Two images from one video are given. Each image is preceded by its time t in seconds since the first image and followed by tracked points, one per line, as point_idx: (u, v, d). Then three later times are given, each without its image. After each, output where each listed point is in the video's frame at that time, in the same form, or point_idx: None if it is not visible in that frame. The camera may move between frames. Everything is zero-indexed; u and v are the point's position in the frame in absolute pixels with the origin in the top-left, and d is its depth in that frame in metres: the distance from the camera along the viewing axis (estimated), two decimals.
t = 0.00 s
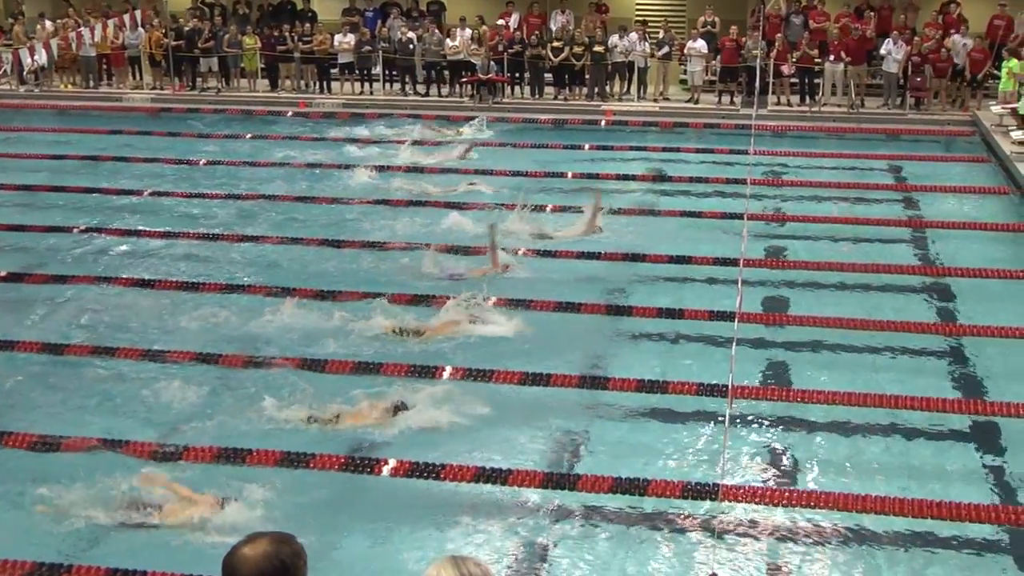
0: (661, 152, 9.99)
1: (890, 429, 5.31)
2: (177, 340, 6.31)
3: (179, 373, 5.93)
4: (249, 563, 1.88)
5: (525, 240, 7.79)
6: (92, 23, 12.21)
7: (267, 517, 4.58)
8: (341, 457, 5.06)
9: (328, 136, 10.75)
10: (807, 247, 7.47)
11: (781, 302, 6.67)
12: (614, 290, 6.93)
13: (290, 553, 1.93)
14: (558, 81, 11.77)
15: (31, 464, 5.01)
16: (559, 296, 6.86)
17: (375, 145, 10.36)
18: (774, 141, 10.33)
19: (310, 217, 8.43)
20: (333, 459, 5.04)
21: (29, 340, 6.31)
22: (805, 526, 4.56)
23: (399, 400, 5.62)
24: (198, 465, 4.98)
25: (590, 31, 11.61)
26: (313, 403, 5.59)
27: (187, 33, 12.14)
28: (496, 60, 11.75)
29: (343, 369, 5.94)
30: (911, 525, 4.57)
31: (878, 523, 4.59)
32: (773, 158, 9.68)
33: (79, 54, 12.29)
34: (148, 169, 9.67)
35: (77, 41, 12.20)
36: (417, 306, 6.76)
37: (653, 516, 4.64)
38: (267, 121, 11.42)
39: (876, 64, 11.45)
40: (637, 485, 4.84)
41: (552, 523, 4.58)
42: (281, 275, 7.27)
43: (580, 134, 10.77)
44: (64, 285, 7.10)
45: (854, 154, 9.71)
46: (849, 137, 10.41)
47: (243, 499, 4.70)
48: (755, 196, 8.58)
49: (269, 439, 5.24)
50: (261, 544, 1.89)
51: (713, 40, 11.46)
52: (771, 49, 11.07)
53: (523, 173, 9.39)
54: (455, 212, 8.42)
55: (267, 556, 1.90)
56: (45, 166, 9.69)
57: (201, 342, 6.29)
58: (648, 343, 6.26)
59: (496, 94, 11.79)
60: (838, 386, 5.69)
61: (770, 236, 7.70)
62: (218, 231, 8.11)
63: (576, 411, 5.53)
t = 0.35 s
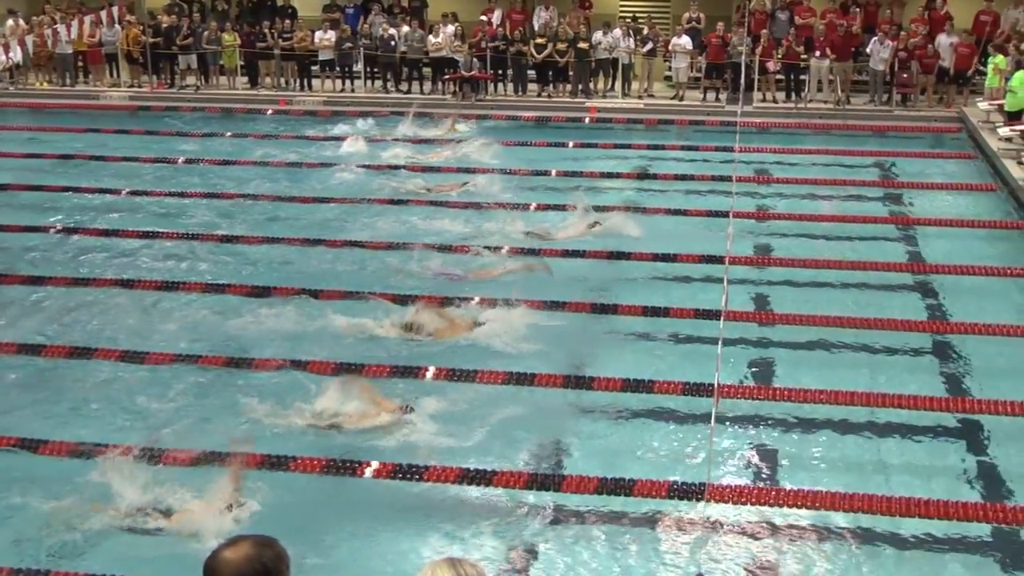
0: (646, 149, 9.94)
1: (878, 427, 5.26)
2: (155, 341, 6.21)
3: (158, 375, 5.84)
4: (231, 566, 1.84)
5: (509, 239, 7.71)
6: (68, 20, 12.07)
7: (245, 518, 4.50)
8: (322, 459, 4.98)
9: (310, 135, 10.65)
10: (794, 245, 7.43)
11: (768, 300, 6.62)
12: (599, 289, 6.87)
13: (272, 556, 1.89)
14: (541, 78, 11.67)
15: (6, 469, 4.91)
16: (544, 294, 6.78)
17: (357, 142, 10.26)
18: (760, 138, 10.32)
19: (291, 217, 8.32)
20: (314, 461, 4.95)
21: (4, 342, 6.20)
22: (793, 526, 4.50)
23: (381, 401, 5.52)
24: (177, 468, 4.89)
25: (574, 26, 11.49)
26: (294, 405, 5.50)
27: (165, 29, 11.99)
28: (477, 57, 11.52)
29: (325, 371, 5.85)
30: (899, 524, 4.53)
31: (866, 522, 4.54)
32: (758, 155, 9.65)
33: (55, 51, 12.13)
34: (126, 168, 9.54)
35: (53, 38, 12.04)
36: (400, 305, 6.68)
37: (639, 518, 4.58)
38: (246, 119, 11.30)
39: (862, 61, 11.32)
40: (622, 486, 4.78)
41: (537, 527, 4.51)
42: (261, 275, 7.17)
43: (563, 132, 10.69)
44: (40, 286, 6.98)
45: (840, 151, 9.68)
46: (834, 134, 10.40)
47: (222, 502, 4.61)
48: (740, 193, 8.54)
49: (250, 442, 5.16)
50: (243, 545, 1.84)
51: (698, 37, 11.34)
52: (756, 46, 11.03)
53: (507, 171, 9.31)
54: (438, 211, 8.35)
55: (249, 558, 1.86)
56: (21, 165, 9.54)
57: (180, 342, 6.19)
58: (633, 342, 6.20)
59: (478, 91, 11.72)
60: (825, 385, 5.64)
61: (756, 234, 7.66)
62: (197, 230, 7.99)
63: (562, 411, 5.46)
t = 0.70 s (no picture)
0: (633, 140, 9.89)
1: (868, 419, 5.22)
2: (137, 337, 6.12)
3: (140, 371, 5.75)
4: (216, 564, 1.80)
5: (496, 232, 7.64)
6: (46, 11, 11.91)
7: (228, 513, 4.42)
8: (307, 455, 4.91)
9: (293, 127, 10.54)
10: (783, 236, 7.38)
11: (757, 292, 6.57)
12: (587, 281, 6.81)
13: (257, 553, 1.84)
14: (527, 68, 11.59)
15: None
16: (531, 287, 6.71)
17: (341, 136, 10.16)
18: (748, 128, 10.28)
19: (274, 210, 8.22)
20: (298, 458, 4.88)
21: None
22: (783, 520, 4.46)
23: (368, 397, 5.45)
24: (161, 466, 4.83)
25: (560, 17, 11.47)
26: (279, 401, 5.42)
27: (145, 21, 11.82)
28: (462, 48, 11.47)
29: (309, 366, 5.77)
30: (889, 517, 4.49)
31: (856, 516, 4.49)
32: (745, 145, 9.61)
33: (33, 43, 11.97)
34: (106, 161, 9.42)
35: (31, 30, 11.88)
36: (385, 299, 6.60)
37: (628, 512, 4.53)
38: (228, 112, 11.17)
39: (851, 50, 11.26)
40: (611, 480, 4.73)
41: (526, 523, 4.45)
42: (244, 269, 7.09)
43: (549, 123, 10.63)
44: (19, 281, 6.88)
45: (827, 141, 9.65)
46: (823, 124, 10.36)
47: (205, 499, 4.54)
48: (728, 184, 8.50)
49: (234, 438, 5.09)
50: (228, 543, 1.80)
51: (685, 26, 11.31)
52: (743, 35, 11.02)
53: (493, 162, 9.24)
54: (424, 204, 8.27)
55: (234, 556, 1.81)
56: None
57: (162, 337, 6.11)
58: (622, 333, 6.15)
59: (463, 82, 11.63)
60: (816, 377, 5.59)
61: (744, 225, 7.61)
62: (179, 225, 7.89)
63: (553, 405, 5.40)
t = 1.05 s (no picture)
0: (617, 140, 9.84)
1: (854, 421, 5.18)
2: (114, 342, 6.03)
3: (116, 377, 5.66)
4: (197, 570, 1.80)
5: (479, 233, 7.57)
6: (20, 12, 11.73)
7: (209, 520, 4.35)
8: (287, 460, 4.83)
9: (273, 128, 10.42)
10: (768, 237, 7.34)
11: (742, 293, 6.53)
12: (572, 282, 6.74)
13: (239, 560, 1.85)
14: (509, 68, 11.52)
15: None
16: (514, 289, 6.64)
17: (322, 138, 10.06)
18: (733, 128, 10.26)
19: (254, 213, 8.12)
20: (279, 463, 4.80)
21: None
22: (768, 523, 4.41)
23: (347, 404, 5.37)
24: (141, 472, 4.77)
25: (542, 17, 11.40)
26: (258, 407, 5.34)
27: (121, 21, 11.68)
28: (443, 47, 11.43)
29: (290, 371, 5.68)
30: (875, 519, 4.44)
31: (843, 518, 4.45)
32: (730, 145, 9.58)
33: (8, 44, 11.79)
34: (83, 164, 9.28)
35: (4, 30, 11.69)
36: (367, 303, 6.52)
37: (612, 516, 4.48)
38: (206, 114, 11.04)
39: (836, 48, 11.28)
40: (595, 483, 4.67)
41: (511, 529, 4.39)
42: (223, 272, 6.99)
43: (531, 123, 10.56)
44: None
45: (811, 140, 9.63)
46: (808, 123, 10.33)
47: (184, 508, 4.46)
48: (712, 184, 8.46)
49: (215, 444, 5.02)
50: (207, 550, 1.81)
51: (669, 24, 11.24)
52: (728, 34, 10.94)
53: (475, 163, 9.16)
54: (405, 206, 8.19)
55: (215, 563, 1.82)
56: None
57: (140, 343, 6.01)
58: (608, 335, 6.09)
59: (445, 82, 11.54)
60: (802, 378, 5.55)
61: (729, 226, 7.57)
62: (156, 228, 7.79)
63: (537, 408, 5.33)
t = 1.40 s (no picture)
0: (594, 136, 9.79)
1: (832, 417, 5.15)
2: (83, 342, 5.93)
3: (86, 378, 5.57)
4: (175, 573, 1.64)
5: (454, 230, 7.50)
6: None
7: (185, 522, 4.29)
8: (261, 462, 4.76)
9: (246, 125, 10.31)
10: (746, 233, 7.30)
11: (720, 289, 6.49)
12: (550, 280, 6.66)
13: (215, 563, 1.69)
14: (484, 63, 11.43)
15: None
16: (491, 287, 6.56)
17: (295, 134, 9.95)
18: (711, 124, 10.23)
19: (225, 211, 8.00)
20: (253, 465, 4.74)
21: None
22: (746, 521, 4.37)
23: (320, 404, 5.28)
24: (112, 474, 4.71)
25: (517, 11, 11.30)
26: (231, 407, 5.27)
27: (89, 16, 11.49)
28: (418, 42, 11.30)
29: (263, 371, 5.59)
30: (854, 516, 4.41)
31: (822, 516, 4.41)
32: (707, 140, 9.55)
33: None
34: (50, 161, 9.13)
35: None
36: (341, 301, 6.43)
37: (590, 516, 4.42)
38: (177, 110, 10.90)
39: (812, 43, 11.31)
40: (573, 483, 4.61)
41: (488, 531, 4.32)
42: (195, 271, 6.89)
43: (507, 119, 10.47)
44: None
45: (788, 135, 9.61)
46: (785, 118, 10.32)
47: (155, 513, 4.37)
48: (690, 179, 8.43)
49: (187, 445, 4.95)
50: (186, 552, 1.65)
51: (645, 19, 11.25)
52: (705, 28, 10.82)
53: (450, 160, 9.09)
54: (379, 203, 8.10)
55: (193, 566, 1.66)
56: None
57: (109, 345, 5.90)
58: (587, 332, 6.02)
59: (420, 78, 11.44)
60: (780, 375, 5.52)
61: (706, 221, 7.53)
62: (126, 225, 7.67)
63: (515, 406, 5.24)
